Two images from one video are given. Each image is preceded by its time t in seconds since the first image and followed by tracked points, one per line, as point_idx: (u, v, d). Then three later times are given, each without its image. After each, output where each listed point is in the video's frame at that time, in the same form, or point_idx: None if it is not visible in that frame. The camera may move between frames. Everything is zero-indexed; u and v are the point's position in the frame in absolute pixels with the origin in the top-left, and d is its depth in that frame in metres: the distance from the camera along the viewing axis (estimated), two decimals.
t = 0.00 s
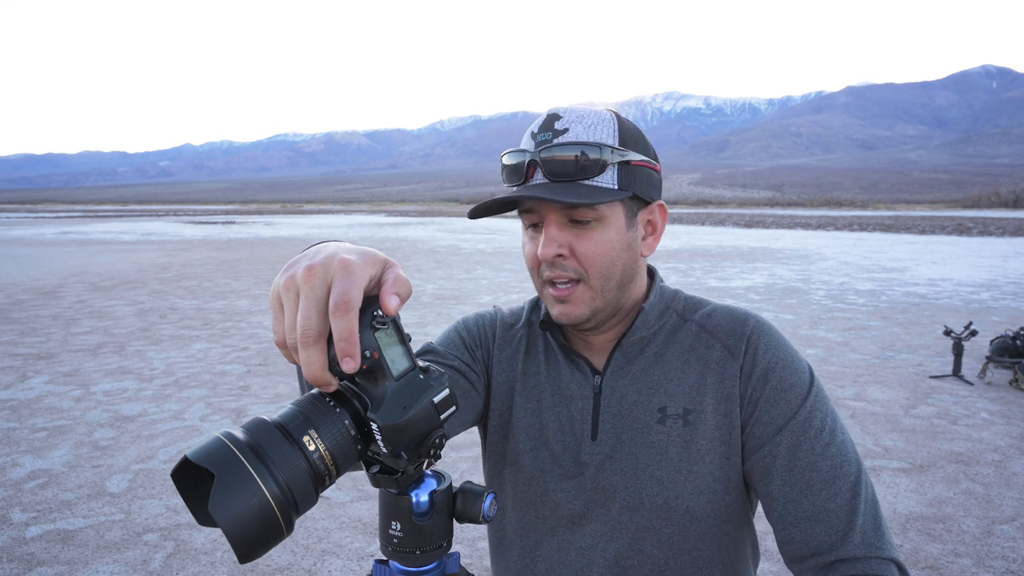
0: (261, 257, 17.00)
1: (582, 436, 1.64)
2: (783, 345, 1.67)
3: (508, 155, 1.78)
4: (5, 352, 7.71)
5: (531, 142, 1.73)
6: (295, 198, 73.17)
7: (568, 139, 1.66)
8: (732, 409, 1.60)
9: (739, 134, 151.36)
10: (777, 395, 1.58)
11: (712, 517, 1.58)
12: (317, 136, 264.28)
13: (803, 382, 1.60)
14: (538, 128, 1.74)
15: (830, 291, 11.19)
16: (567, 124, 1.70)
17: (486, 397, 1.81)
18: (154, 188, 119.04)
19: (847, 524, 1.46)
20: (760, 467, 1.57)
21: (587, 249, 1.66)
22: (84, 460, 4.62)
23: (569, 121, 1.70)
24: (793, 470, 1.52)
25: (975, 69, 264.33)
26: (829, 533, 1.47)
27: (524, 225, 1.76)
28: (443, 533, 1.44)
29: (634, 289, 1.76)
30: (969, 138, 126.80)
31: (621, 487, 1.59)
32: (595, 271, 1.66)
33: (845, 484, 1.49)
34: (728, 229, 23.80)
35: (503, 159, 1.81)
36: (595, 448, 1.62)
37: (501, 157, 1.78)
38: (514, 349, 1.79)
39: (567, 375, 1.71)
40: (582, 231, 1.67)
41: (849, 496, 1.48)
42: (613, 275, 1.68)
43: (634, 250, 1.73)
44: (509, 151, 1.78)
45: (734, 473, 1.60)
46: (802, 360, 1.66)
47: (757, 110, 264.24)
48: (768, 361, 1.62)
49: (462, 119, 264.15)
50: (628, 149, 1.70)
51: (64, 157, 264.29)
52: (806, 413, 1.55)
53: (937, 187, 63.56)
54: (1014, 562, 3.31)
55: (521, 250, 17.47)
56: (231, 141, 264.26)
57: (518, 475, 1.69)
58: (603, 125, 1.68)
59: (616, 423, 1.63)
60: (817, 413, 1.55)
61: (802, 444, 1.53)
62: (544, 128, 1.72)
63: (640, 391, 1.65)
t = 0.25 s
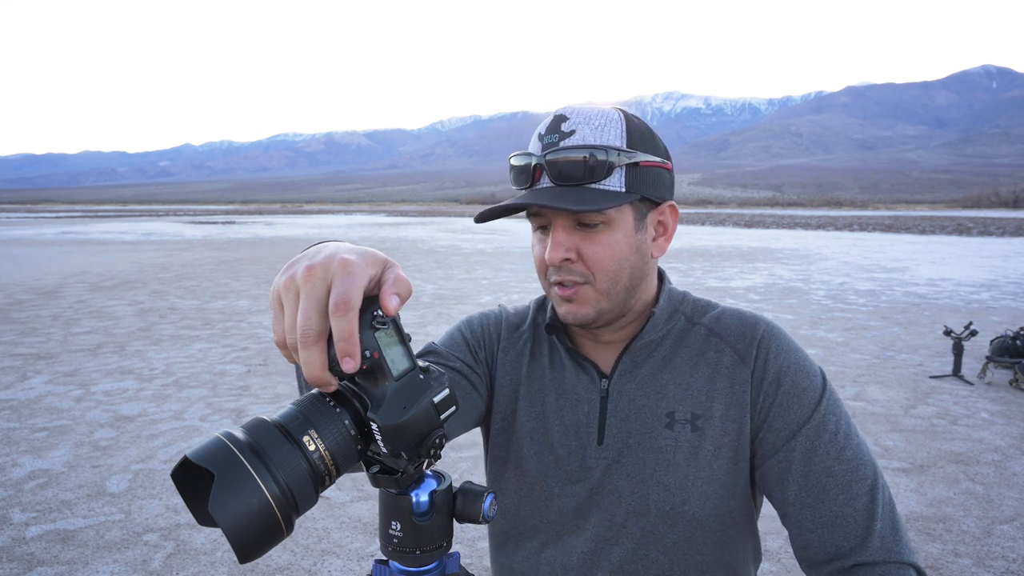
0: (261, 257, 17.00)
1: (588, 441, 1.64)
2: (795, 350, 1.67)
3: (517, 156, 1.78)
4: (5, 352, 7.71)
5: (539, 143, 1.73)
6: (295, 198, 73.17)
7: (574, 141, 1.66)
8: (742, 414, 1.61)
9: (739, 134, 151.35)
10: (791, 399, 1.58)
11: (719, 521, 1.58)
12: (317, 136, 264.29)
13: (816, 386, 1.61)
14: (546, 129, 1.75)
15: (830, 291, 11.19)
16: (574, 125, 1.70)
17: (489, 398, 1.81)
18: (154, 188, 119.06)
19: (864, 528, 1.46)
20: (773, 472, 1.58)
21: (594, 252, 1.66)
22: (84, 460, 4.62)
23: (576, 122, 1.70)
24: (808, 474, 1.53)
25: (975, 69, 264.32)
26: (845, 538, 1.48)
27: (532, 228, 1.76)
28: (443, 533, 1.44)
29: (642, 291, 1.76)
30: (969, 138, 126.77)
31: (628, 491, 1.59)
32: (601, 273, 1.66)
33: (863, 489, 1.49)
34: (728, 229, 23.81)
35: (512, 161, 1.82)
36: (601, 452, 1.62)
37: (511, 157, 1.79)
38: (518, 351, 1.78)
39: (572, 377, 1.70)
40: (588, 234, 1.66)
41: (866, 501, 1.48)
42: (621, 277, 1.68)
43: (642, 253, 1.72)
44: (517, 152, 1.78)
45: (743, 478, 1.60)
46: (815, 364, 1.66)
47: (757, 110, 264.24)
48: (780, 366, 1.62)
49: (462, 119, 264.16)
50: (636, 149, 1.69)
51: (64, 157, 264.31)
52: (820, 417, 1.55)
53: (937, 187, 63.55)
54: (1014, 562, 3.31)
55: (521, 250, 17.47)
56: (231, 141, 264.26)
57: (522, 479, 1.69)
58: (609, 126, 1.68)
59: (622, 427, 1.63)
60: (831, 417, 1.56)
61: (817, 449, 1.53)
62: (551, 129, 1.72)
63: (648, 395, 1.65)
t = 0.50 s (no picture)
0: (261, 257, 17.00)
1: (593, 444, 1.64)
2: (801, 353, 1.67)
3: (522, 156, 1.78)
4: (5, 352, 7.71)
5: (543, 144, 1.74)
6: (295, 198, 73.17)
7: (577, 142, 1.66)
8: (748, 418, 1.61)
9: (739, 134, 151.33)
10: (797, 403, 1.58)
11: (724, 524, 1.59)
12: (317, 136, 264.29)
13: (822, 390, 1.61)
14: (550, 130, 1.75)
15: (830, 291, 11.19)
16: (577, 126, 1.70)
17: (492, 400, 1.80)
18: (154, 188, 119.07)
19: (870, 532, 1.47)
20: (779, 476, 1.58)
21: (596, 254, 1.65)
22: (84, 460, 4.62)
23: (579, 123, 1.70)
24: (814, 477, 1.53)
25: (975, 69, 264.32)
26: (851, 542, 1.48)
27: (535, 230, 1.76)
28: (443, 533, 1.44)
29: (648, 293, 1.75)
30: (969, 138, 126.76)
31: (632, 494, 1.59)
32: (604, 276, 1.65)
33: (869, 492, 1.49)
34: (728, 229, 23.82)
35: (516, 161, 1.82)
36: (606, 455, 1.62)
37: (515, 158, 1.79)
38: (522, 353, 1.78)
39: (577, 380, 1.70)
40: (591, 236, 1.66)
41: (871, 505, 1.48)
42: (623, 279, 1.67)
43: (646, 255, 1.72)
44: (521, 153, 1.79)
45: (748, 482, 1.60)
46: (821, 369, 1.66)
47: (757, 110, 264.25)
48: (786, 370, 1.63)
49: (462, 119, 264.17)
50: (639, 150, 1.69)
51: (64, 157, 264.32)
52: (827, 421, 1.56)
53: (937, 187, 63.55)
54: (1014, 561, 3.31)
55: (521, 250, 17.48)
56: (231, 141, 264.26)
57: (526, 481, 1.69)
58: (613, 127, 1.68)
59: (628, 430, 1.63)
60: (837, 421, 1.56)
61: (824, 453, 1.53)
62: (555, 131, 1.73)
63: (653, 399, 1.65)
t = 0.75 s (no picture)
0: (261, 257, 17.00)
1: (594, 444, 1.64)
2: (801, 353, 1.67)
3: (526, 155, 1.78)
4: (5, 352, 7.71)
5: (548, 142, 1.74)
6: (295, 198, 73.17)
7: (582, 141, 1.66)
8: (749, 418, 1.61)
9: (739, 134, 151.31)
10: (797, 402, 1.58)
11: (725, 523, 1.59)
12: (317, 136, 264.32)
13: (823, 390, 1.61)
14: (555, 128, 1.75)
15: (830, 291, 11.19)
16: (583, 126, 1.69)
17: (493, 400, 1.80)
18: (154, 188, 119.06)
19: (869, 532, 1.47)
20: (779, 476, 1.58)
21: (599, 255, 1.65)
22: (84, 460, 4.62)
23: (585, 122, 1.70)
24: (815, 476, 1.53)
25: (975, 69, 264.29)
26: (850, 542, 1.48)
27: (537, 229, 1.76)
28: (443, 533, 1.44)
29: (649, 294, 1.74)
30: (969, 137, 126.74)
31: (633, 494, 1.59)
32: (607, 276, 1.65)
33: (869, 492, 1.49)
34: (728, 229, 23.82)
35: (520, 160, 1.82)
36: (608, 455, 1.62)
37: (519, 156, 1.79)
38: (523, 353, 1.78)
39: (578, 381, 1.70)
40: (594, 236, 1.66)
41: (872, 504, 1.48)
42: (626, 280, 1.67)
43: (648, 257, 1.71)
44: (526, 151, 1.78)
45: (749, 482, 1.60)
46: (821, 368, 1.66)
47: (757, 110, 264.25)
48: (786, 369, 1.63)
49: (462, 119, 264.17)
50: (646, 150, 1.69)
51: (64, 157, 264.33)
52: (826, 420, 1.56)
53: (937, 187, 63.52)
54: (1014, 562, 3.31)
55: (521, 250, 17.49)
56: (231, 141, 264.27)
57: (527, 482, 1.68)
58: (619, 126, 1.67)
59: (629, 430, 1.63)
60: (837, 420, 1.56)
61: (824, 452, 1.53)
62: (561, 129, 1.72)
63: (654, 398, 1.65)
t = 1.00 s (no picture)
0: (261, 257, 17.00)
1: (598, 445, 1.64)
2: (803, 352, 1.67)
3: (520, 157, 1.78)
4: (5, 352, 7.71)
5: (542, 142, 1.74)
6: (295, 198, 73.15)
7: (576, 140, 1.67)
8: (753, 418, 1.61)
9: (739, 134, 151.26)
10: (800, 401, 1.58)
11: (730, 523, 1.58)
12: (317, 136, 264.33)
13: (825, 389, 1.61)
14: (549, 129, 1.75)
15: (830, 291, 11.19)
16: (576, 125, 1.70)
17: (495, 401, 1.80)
18: (154, 188, 119.05)
19: (872, 531, 1.47)
20: (782, 476, 1.58)
21: (596, 252, 1.65)
22: (84, 460, 4.62)
23: (578, 122, 1.70)
24: (818, 475, 1.53)
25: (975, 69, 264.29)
26: (853, 540, 1.48)
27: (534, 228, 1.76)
28: (443, 533, 1.44)
29: (648, 293, 1.75)
30: (969, 137, 126.70)
31: (637, 494, 1.59)
32: (604, 272, 1.65)
33: (872, 490, 1.49)
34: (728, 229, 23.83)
35: (516, 161, 1.81)
36: (612, 456, 1.62)
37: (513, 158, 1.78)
38: (526, 354, 1.78)
39: (581, 382, 1.70)
40: (590, 233, 1.66)
41: (875, 503, 1.48)
42: (624, 277, 1.68)
43: (646, 254, 1.71)
44: (520, 153, 1.78)
45: (753, 481, 1.60)
46: (824, 367, 1.66)
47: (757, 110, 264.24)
48: (789, 368, 1.63)
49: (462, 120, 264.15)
50: (641, 146, 1.69)
51: (64, 157, 264.32)
52: (829, 418, 1.56)
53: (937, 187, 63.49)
54: (1014, 561, 3.31)
55: (521, 250, 17.48)
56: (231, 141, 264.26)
57: (531, 483, 1.68)
58: (612, 124, 1.68)
59: (632, 431, 1.63)
60: (840, 418, 1.56)
61: (827, 451, 1.53)
62: (554, 130, 1.73)
63: (658, 399, 1.65)
